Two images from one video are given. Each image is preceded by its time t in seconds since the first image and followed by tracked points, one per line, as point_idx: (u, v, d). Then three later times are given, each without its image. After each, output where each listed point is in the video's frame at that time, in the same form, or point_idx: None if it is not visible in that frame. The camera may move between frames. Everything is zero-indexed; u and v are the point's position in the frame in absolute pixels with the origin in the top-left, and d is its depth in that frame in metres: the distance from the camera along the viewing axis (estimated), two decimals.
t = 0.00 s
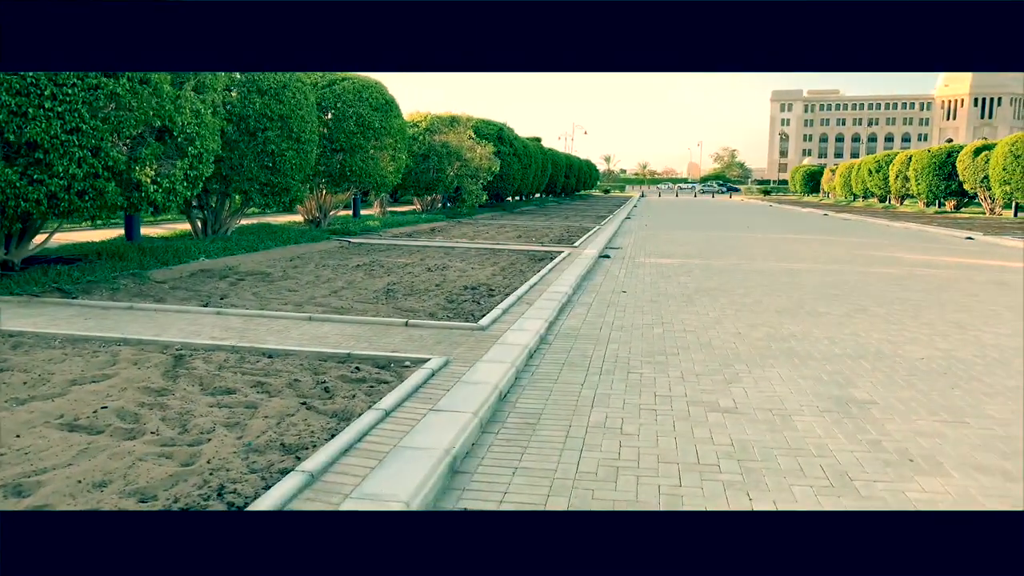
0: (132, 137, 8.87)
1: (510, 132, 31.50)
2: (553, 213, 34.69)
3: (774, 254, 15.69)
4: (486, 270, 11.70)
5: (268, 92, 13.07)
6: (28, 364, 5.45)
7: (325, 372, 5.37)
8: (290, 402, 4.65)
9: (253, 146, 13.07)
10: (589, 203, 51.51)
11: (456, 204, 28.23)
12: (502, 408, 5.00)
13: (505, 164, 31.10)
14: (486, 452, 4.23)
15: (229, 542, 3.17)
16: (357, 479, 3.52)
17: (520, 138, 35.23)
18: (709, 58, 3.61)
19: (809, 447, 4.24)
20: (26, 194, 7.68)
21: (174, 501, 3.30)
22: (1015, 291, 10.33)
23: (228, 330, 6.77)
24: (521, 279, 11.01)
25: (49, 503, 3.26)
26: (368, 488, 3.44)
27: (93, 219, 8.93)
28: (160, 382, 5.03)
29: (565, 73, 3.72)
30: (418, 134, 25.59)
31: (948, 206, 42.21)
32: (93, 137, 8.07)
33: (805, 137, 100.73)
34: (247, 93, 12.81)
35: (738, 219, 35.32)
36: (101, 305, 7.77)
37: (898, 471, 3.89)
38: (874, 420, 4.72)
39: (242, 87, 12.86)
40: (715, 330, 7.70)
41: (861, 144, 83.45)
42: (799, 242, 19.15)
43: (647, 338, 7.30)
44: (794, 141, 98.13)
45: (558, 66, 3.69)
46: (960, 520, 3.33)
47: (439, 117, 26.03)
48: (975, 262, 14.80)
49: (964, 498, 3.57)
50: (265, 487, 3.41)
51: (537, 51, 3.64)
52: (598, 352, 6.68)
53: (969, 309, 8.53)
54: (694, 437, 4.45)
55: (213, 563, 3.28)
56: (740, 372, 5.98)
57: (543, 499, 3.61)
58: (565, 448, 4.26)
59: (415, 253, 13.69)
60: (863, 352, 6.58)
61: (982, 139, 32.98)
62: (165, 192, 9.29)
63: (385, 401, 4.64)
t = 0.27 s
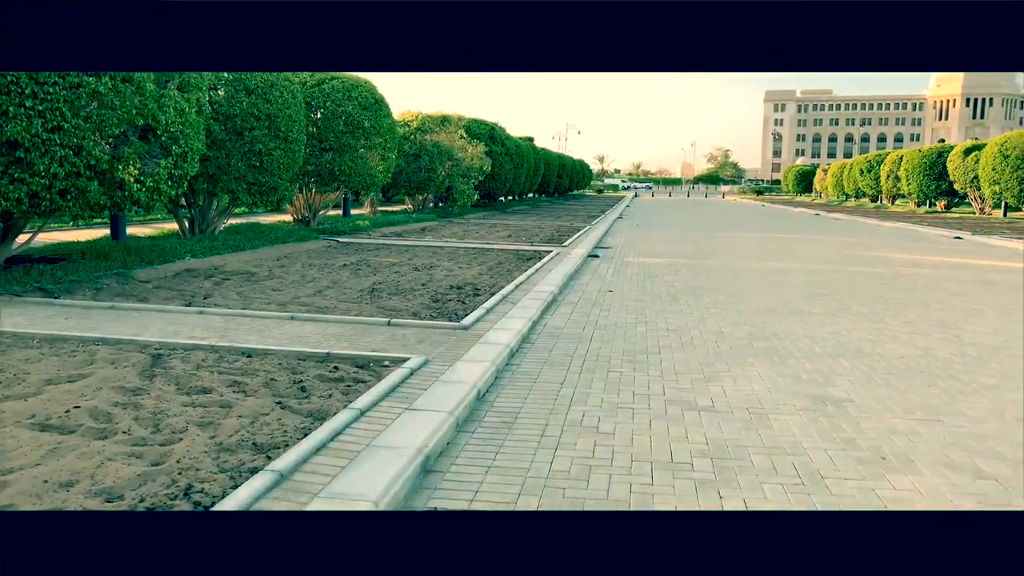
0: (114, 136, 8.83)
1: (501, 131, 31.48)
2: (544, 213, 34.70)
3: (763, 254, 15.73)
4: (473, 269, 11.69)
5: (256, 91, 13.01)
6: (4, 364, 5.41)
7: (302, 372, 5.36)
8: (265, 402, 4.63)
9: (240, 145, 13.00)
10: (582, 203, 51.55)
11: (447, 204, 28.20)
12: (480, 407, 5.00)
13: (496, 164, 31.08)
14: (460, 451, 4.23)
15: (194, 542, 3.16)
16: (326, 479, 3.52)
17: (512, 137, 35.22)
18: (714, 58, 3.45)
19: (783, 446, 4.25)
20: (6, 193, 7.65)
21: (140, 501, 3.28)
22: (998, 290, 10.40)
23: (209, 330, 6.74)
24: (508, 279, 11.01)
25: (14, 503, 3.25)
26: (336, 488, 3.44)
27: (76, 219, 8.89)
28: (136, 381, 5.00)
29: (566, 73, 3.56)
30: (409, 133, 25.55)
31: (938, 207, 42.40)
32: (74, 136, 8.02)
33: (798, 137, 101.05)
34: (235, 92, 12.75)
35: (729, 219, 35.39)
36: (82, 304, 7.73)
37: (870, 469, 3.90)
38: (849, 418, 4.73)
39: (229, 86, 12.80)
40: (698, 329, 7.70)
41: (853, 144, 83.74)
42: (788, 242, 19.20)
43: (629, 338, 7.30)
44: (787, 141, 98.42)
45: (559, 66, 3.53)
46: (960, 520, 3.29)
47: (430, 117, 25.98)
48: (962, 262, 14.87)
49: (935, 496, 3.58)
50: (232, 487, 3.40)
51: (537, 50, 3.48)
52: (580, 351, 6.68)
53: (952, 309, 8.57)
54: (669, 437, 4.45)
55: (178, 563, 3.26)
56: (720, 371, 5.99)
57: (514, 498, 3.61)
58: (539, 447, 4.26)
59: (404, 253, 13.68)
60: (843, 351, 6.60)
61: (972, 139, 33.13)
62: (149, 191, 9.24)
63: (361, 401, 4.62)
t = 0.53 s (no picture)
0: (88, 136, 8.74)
1: (488, 132, 31.46)
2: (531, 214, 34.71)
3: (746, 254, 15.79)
4: (453, 270, 11.67)
5: (236, 92, 12.94)
6: None
7: (272, 374, 5.32)
8: (231, 405, 4.60)
9: (221, 146, 12.92)
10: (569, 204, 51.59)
11: (433, 205, 28.17)
12: (450, 408, 4.98)
13: (483, 165, 31.05)
14: (427, 453, 4.20)
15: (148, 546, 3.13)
16: (285, 482, 3.49)
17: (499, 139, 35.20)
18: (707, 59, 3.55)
19: (750, 446, 4.26)
20: None
21: (95, 505, 3.25)
22: (975, 291, 10.47)
23: (181, 332, 6.69)
24: (489, 280, 10.99)
25: None
26: (296, 492, 3.41)
27: (50, 220, 8.81)
28: (102, 384, 4.95)
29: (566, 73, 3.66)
30: (395, 134, 25.49)
31: (922, 208, 42.72)
32: (47, 136, 7.94)
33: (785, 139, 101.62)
34: (215, 93, 12.67)
35: (716, 220, 35.52)
36: (55, 307, 7.65)
37: (834, 469, 3.91)
38: (818, 418, 4.74)
39: (209, 86, 12.72)
40: (675, 330, 7.72)
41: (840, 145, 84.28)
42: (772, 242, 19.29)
43: (605, 339, 7.30)
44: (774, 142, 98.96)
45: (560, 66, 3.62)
46: (955, 521, 3.30)
47: (415, 118, 25.93)
48: (942, 262, 14.98)
49: (896, 495, 3.59)
50: (190, 490, 3.37)
51: (536, 50, 3.57)
52: (555, 352, 6.68)
53: (928, 309, 8.62)
54: (637, 437, 4.45)
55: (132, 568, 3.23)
56: (693, 371, 5.99)
57: (476, 500, 3.59)
58: (506, 449, 4.24)
59: (385, 254, 13.64)
60: (816, 352, 6.63)
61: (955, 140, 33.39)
62: (124, 193, 9.16)
63: (328, 403, 4.59)
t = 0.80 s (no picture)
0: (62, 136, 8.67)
1: (475, 132, 31.44)
2: (518, 214, 34.72)
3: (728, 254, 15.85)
4: (434, 270, 11.66)
5: (216, 92, 12.86)
6: None
7: (241, 376, 5.29)
8: (195, 407, 4.57)
9: (201, 146, 12.84)
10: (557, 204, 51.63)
11: (419, 205, 28.13)
12: (419, 410, 4.96)
13: (470, 164, 31.02)
14: (391, 456, 4.19)
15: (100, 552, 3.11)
16: (242, 487, 3.47)
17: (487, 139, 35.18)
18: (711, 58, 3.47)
19: (714, 447, 4.27)
20: None
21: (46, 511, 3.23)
22: (951, 291, 10.55)
23: (153, 334, 6.64)
24: (469, 280, 10.98)
25: None
26: (252, 496, 3.39)
27: (23, 221, 8.75)
28: (66, 387, 4.91)
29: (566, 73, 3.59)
30: (380, 134, 25.44)
31: (907, 207, 43.03)
32: (19, 137, 7.87)
33: (773, 139, 102.08)
34: (195, 93, 12.59)
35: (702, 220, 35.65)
36: (28, 308, 7.58)
37: (794, 470, 3.93)
38: (784, 419, 4.76)
39: (188, 86, 12.65)
40: (651, 331, 7.73)
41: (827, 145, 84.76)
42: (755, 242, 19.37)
43: (580, 339, 7.31)
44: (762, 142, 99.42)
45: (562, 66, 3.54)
46: (945, 520, 3.32)
47: (401, 117, 25.86)
48: (922, 262, 15.08)
49: (854, 496, 3.61)
50: (145, 495, 3.35)
51: (537, 50, 3.50)
52: (529, 352, 6.68)
53: (903, 309, 8.68)
54: (603, 439, 4.45)
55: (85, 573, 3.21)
56: (665, 372, 6.00)
57: (436, 503, 3.58)
58: (471, 451, 4.23)
59: (367, 254, 13.62)
60: (789, 352, 6.66)
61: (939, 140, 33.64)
62: (99, 193, 9.10)
63: (293, 406, 4.56)
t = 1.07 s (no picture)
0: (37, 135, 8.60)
1: (463, 130, 31.39)
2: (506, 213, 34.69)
3: (712, 254, 15.89)
4: (417, 270, 11.63)
5: (199, 90, 12.77)
6: None
7: (212, 378, 5.26)
8: (163, 409, 4.53)
9: (182, 145, 12.75)
10: (546, 203, 51.63)
11: (406, 204, 28.07)
12: (391, 412, 4.94)
13: (457, 163, 30.96)
14: (359, 458, 4.17)
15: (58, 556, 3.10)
16: (204, 491, 3.45)
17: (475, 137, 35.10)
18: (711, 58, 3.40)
19: (683, 449, 4.28)
20: None
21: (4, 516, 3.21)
22: (931, 291, 10.61)
23: (127, 334, 6.59)
24: (451, 280, 10.96)
25: None
26: (214, 500, 3.37)
27: None
28: (33, 390, 4.86)
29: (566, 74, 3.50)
30: (368, 132, 25.37)
31: (894, 206, 43.28)
32: None
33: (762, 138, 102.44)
34: (177, 91, 12.51)
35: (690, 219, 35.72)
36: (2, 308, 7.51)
37: (761, 471, 3.94)
38: (755, 419, 4.78)
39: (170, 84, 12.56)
40: (630, 331, 7.74)
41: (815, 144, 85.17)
42: (741, 242, 19.44)
43: (559, 339, 7.31)
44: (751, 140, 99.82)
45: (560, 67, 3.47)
46: (938, 520, 3.33)
47: (388, 115, 25.77)
48: (905, 261, 15.17)
49: (819, 497, 3.62)
50: (106, 500, 3.33)
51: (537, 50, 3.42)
52: (507, 352, 6.67)
53: (881, 309, 8.73)
54: (573, 440, 4.45)
55: None
56: (639, 372, 6.01)
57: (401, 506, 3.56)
58: (440, 453, 4.21)
59: (350, 253, 13.58)
60: (765, 352, 6.68)
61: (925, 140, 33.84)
62: (76, 192, 9.04)
63: (263, 408, 4.54)
